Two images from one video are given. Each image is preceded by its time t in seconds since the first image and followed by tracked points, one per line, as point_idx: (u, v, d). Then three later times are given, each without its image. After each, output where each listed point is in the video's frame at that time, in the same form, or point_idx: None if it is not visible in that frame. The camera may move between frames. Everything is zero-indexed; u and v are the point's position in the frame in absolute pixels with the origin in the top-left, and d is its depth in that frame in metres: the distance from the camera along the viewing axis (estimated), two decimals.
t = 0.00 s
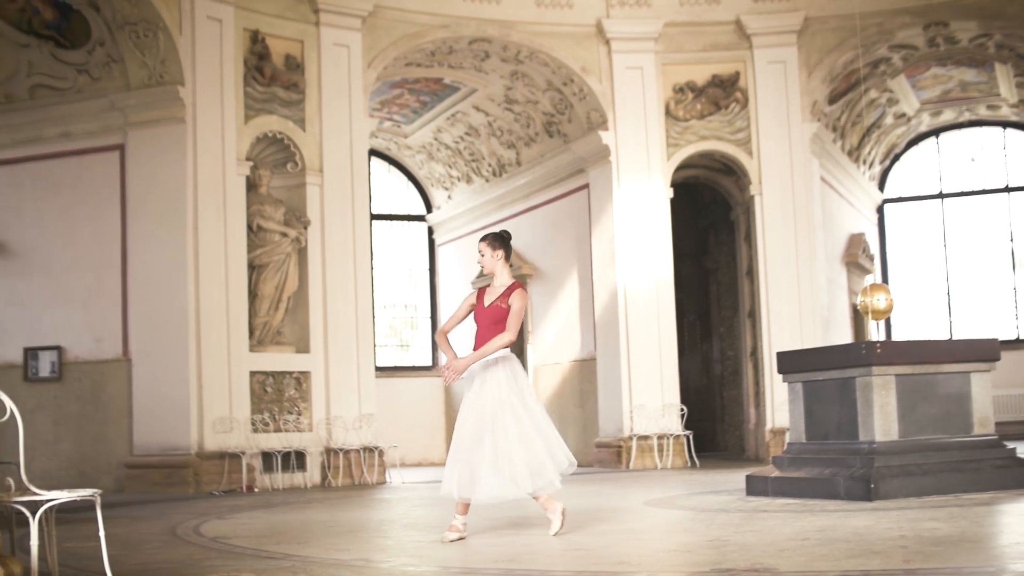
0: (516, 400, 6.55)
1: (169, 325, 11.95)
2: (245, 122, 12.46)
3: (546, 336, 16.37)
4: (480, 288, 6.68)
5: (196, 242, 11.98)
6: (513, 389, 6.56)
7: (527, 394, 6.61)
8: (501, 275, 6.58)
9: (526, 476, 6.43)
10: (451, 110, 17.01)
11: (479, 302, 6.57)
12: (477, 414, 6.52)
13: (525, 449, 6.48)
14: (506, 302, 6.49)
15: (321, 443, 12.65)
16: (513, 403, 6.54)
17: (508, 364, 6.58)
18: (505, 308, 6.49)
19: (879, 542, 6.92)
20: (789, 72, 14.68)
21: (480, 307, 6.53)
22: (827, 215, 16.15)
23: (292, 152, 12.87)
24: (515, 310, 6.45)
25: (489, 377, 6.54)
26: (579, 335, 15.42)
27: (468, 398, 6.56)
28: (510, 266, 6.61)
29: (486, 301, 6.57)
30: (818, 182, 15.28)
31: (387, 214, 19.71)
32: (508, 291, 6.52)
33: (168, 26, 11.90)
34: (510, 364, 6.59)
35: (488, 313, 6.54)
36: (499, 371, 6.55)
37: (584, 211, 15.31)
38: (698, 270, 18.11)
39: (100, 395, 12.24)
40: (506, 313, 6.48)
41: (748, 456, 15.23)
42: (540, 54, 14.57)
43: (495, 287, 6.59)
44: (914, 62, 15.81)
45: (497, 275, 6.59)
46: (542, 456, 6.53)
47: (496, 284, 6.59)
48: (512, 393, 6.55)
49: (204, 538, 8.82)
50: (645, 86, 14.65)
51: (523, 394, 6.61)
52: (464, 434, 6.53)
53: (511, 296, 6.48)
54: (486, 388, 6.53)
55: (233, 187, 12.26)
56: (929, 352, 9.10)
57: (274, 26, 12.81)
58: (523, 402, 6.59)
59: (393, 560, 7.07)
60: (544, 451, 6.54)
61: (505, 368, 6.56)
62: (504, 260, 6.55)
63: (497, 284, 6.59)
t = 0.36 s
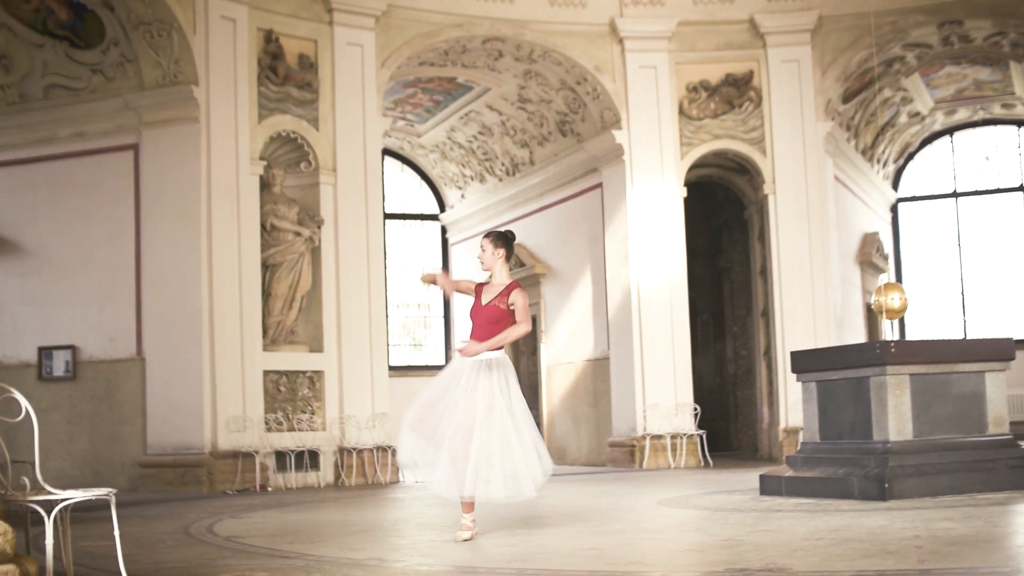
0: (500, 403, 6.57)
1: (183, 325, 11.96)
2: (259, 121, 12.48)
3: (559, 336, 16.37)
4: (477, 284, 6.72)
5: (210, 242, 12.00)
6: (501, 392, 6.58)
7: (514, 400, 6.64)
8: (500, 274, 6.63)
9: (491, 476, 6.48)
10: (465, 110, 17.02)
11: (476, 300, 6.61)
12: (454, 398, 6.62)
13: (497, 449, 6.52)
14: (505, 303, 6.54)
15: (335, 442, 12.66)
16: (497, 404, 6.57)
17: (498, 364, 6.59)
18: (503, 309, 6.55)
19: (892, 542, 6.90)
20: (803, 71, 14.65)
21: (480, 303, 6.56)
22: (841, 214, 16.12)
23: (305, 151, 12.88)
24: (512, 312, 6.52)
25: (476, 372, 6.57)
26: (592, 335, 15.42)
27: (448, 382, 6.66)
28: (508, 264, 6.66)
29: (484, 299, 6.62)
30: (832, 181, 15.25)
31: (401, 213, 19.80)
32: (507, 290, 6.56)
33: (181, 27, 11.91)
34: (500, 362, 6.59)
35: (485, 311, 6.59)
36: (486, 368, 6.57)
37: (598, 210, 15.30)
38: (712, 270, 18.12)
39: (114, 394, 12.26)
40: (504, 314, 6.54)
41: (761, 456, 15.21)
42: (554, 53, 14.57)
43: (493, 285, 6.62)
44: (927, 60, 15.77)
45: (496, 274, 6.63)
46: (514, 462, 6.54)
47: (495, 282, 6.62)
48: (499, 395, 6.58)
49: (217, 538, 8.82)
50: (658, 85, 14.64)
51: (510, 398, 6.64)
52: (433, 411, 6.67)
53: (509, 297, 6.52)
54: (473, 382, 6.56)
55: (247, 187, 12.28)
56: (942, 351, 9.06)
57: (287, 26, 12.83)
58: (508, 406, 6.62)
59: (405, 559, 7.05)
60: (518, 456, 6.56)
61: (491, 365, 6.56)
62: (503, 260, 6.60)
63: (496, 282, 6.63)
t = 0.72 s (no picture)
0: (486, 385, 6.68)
1: (199, 328, 11.99)
2: (275, 124, 12.52)
3: (575, 339, 16.36)
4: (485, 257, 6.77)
5: (226, 244, 12.02)
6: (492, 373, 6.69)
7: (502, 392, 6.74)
8: (509, 248, 6.72)
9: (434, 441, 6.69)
10: (481, 113, 17.02)
11: (486, 269, 6.66)
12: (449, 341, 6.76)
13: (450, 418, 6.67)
14: (515, 273, 6.61)
15: (351, 445, 12.66)
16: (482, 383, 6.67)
17: (501, 339, 6.68)
18: (512, 279, 6.62)
19: (912, 544, 6.88)
20: (819, 73, 14.62)
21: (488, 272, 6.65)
22: (858, 216, 16.10)
23: (321, 154, 12.93)
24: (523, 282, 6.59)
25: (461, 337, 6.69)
26: (608, 338, 15.41)
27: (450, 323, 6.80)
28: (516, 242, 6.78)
29: (493, 270, 6.67)
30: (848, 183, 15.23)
31: (418, 216, 19.74)
32: (515, 261, 6.64)
33: (198, 30, 11.93)
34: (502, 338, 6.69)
35: (494, 281, 6.65)
36: (487, 336, 6.64)
37: (614, 213, 15.29)
38: (728, 272, 18.15)
39: (131, 397, 12.28)
40: (514, 284, 6.62)
41: (778, 459, 15.18)
42: (570, 55, 14.58)
43: (502, 257, 6.69)
44: (945, 62, 15.73)
45: (505, 247, 6.71)
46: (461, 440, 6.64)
47: (503, 253, 6.70)
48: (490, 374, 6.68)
49: (235, 540, 8.83)
50: (674, 87, 14.64)
51: (502, 388, 6.74)
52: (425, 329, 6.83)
53: (521, 266, 6.60)
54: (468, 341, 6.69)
55: (263, 189, 12.32)
56: (959, 352, 8.97)
57: (303, 28, 12.87)
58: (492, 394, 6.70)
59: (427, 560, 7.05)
60: (469, 440, 6.64)
61: (490, 334, 6.64)
62: (515, 234, 6.72)
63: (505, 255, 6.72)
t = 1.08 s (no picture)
0: (478, 388, 6.54)
1: (213, 333, 12.01)
2: (290, 129, 12.56)
3: (589, 343, 16.36)
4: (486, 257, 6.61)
5: (240, 249, 12.05)
6: (485, 377, 6.53)
7: (496, 399, 6.55)
8: (506, 248, 6.53)
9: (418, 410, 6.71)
10: (495, 117, 17.03)
11: (483, 269, 6.48)
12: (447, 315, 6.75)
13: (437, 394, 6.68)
14: (511, 274, 6.39)
15: (365, 450, 12.66)
16: (474, 386, 6.54)
17: (495, 343, 6.45)
18: (510, 279, 6.41)
19: (927, 550, 6.84)
20: (833, 77, 14.60)
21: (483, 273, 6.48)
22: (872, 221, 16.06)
23: (335, 159, 12.95)
24: (519, 281, 6.37)
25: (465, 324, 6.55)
26: (622, 343, 15.40)
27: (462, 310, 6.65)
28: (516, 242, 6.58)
29: (490, 270, 6.49)
30: (863, 188, 15.20)
31: (432, 220, 19.76)
32: (509, 261, 6.41)
33: (212, 35, 11.95)
34: (498, 341, 6.46)
35: (492, 282, 6.47)
36: (481, 339, 6.44)
37: (627, 218, 15.29)
38: (742, 276, 18.19)
39: (145, 401, 12.31)
40: (511, 283, 6.41)
41: (792, 465, 15.16)
42: (584, 60, 14.59)
43: (499, 257, 6.50)
44: (960, 66, 15.69)
45: (502, 247, 6.52)
46: (441, 424, 6.64)
47: (500, 254, 6.50)
48: (482, 378, 6.53)
49: (249, 545, 8.80)
50: (688, 91, 14.63)
51: (495, 395, 6.56)
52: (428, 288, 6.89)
53: (516, 267, 6.37)
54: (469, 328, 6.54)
55: (277, 194, 12.35)
56: (978, 358, 8.92)
57: (318, 33, 12.90)
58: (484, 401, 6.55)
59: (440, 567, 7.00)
60: (449, 421, 6.63)
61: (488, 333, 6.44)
62: (513, 233, 6.51)
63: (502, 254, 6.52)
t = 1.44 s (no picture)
0: (474, 397, 6.41)
1: (227, 338, 12.02)
2: (303, 133, 12.58)
3: (602, 347, 16.36)
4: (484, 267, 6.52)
5: (254, 253, 12.06)
6: (480, 386, 6.41)
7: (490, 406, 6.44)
8: (505, 257, 6.44)
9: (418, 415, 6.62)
10: (508, 122, 17.07)
11: (483, 278, 6.38)
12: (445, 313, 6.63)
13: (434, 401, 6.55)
14: (513, 283, 6.30)
15: (378, 453, 12.68)
16: (469, 396, 6.40)
17: (490, 350, 6.33)
18: (512, 289, 6.32)
19: (942, 554, 6.82)
20: (847, 81, 14.59)
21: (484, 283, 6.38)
22: (886, 224, 16.04)
23: (348, 163, 12.97)
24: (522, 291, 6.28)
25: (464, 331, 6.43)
26: (635, 347, 15.40)
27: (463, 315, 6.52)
28: (514, 253, 6.51)
29: (491, 279, 6.38)
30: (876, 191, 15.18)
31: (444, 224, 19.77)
32: (510, 270, 6.33)
33: (226, 39, 11.99)
34: (494, 349, 6.34)
35: (492, 292, 6.37)
36: (478, 345, 6.33)
37: (640, 222, 15.29)
38: (755, 279, 18.18)
39: (159, 405, 12.33)
40: (513, 293, 6.32)
41: (806, 469, 15.14)
42: (597, 64, 14.60)
43: (499, 266, 6.41)
44: (974, 70, 15.67)
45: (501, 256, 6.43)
46: (438, 429, 6.52)
47: (500, 263, 6.41)
48: (478, 387, 6.40)
49: (262, 548, 8.78)
50: (702, 95, 14.63)
51: (490, 404, 6.44)
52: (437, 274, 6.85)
53: (518, 276, 6.28)
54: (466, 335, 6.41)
55: (291, 198, 12.37)
56: (992, 362, 8.92)
57: (331, 38, 12.94)
58: (479, 410, 6.41)
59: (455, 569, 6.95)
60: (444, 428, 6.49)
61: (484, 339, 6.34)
62: (513, 243, 6.44)
63: (502, 264, 6.43)
